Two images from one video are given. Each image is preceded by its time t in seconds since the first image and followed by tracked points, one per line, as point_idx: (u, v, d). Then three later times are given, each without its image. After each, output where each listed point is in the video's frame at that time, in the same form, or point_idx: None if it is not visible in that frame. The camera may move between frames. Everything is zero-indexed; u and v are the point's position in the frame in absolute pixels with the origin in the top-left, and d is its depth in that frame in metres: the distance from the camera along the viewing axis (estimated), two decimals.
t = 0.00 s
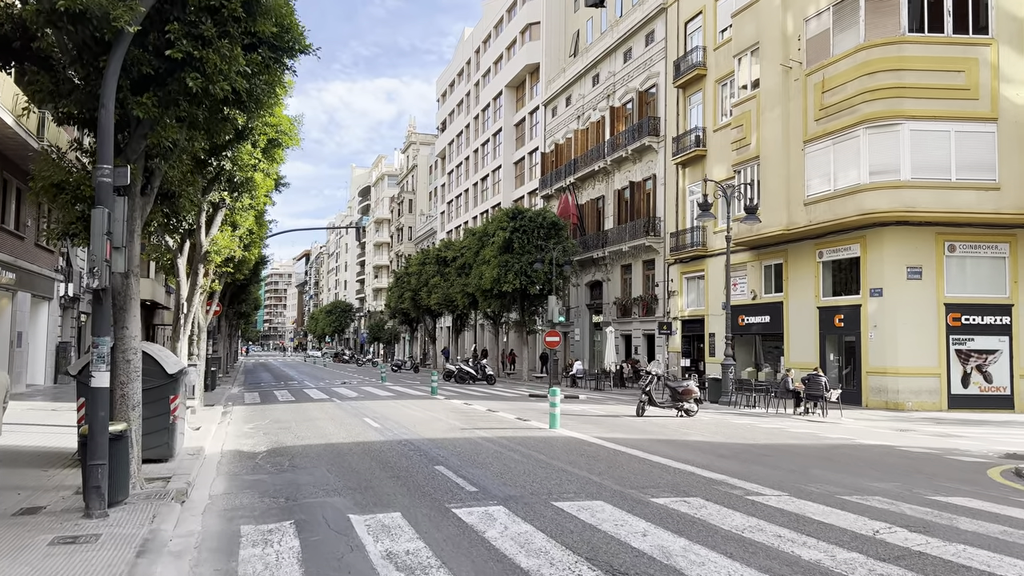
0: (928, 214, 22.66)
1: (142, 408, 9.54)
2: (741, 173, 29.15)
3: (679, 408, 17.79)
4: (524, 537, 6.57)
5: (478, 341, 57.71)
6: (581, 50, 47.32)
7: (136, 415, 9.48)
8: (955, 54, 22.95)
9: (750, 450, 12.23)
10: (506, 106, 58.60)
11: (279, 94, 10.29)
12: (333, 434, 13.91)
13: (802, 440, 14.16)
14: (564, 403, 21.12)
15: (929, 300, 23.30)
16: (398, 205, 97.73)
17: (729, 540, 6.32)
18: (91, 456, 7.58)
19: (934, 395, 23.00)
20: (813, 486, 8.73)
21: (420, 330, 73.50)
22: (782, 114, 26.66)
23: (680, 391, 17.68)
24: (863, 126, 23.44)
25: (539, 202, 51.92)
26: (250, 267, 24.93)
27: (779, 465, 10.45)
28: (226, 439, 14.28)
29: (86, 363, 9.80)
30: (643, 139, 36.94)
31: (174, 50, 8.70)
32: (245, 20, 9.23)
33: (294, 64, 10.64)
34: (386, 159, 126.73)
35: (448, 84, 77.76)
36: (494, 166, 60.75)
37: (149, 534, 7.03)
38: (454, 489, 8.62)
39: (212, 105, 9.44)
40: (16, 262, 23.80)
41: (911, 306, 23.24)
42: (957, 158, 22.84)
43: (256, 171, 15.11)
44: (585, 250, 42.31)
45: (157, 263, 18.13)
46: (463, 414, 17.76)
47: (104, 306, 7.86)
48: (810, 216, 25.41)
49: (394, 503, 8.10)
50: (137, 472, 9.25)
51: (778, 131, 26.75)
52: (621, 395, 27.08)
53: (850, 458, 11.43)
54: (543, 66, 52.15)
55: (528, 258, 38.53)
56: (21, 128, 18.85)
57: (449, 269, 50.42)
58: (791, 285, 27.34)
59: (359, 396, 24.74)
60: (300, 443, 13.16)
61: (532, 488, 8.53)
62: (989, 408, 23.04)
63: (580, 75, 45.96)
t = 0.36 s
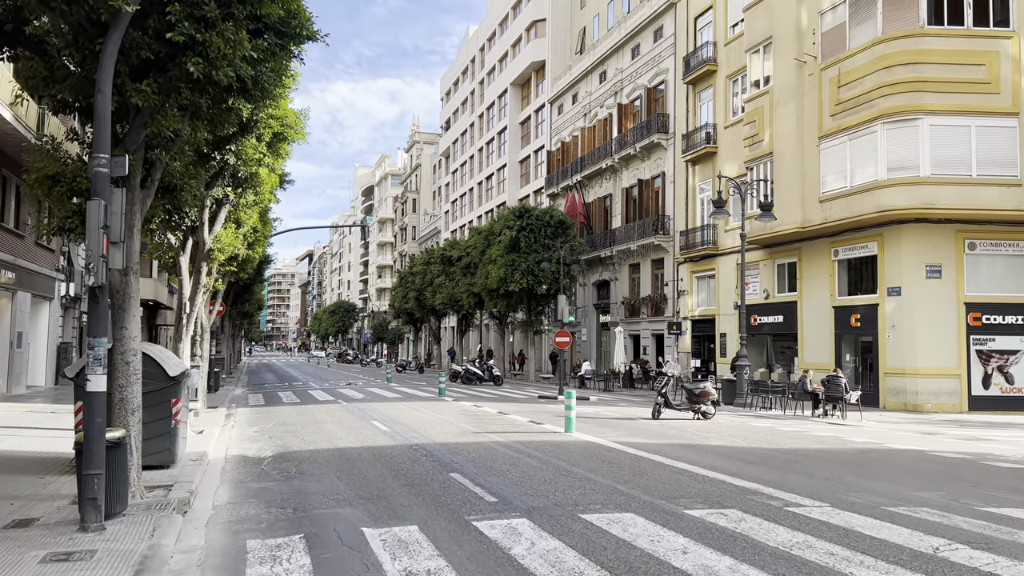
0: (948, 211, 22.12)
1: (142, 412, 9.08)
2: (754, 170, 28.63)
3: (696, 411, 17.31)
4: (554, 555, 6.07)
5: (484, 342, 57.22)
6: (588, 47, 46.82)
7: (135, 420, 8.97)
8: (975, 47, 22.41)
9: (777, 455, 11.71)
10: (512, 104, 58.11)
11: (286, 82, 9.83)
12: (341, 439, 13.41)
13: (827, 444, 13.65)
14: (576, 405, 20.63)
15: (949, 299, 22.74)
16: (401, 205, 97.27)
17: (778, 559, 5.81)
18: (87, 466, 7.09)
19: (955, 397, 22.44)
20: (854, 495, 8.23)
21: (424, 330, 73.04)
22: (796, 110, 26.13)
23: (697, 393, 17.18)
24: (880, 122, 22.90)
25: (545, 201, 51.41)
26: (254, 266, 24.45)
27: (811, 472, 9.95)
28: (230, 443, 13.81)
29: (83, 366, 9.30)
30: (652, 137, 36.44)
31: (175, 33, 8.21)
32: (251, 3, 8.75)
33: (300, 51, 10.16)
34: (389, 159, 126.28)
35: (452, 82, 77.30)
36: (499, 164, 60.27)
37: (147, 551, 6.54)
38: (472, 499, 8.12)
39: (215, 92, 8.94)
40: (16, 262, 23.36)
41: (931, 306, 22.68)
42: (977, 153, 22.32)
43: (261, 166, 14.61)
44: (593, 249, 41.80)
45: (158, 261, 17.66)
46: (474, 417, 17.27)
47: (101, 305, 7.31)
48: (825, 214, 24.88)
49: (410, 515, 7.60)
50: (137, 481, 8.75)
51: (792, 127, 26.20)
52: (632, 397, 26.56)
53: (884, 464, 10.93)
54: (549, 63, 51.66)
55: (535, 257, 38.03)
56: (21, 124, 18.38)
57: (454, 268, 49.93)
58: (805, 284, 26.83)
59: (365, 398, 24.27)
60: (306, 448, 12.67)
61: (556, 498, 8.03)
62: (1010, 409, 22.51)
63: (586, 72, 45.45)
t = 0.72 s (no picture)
0: (970, 207, 21.51)
1: (140, 417, 8.53)
2: (768, 167, 28.04)
3: (716, 413, 16.74)
4: None
5: (489, 342, 56.71)
6: (595, 43, 46.23)
7: (132, 427, 8.41)
8: (999, 39, 21.81)
9: (809, 462, 11.14)
10: (518, 102, 57.53)
11: (292, 68, 9.29)
12: (349, 443, 12.87)
13: (856, 448, 13.07)
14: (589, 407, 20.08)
15: (972, 299, 22.13)
16: (405, 204, 96.75)
17: None
18: (79, 476, 6.54)
19: (978, 399, 21.81)
20: (904, 507, 7.68)
21: (429, 331, 72.52)
22: (811, 105, 25.54)
23: (717, 395, 16.60)
24: (900, 116, 22.29)
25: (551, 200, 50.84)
26: (257, 265, 23.91)
27: (850, 481, 9.38)
28: (234, 448, 13.28)
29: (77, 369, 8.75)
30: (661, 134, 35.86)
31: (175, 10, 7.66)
32: None
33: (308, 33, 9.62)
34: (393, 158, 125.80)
35: (457, 81, 76.73)
36: (505, 163, 59.72)
37: (144, 571, 5.98)
38: (494, 512, 7.55)
39: (216, 74, 8.39)
40: (15, 260, 22.84)
41: (953, 305, 22.05)
42: (999, 149, 21.75)
43: (265, 160, 14.06)
44: (600, 247, 41.22)
45: (159, 258, 17.13)
46: (485, 419, 16.72)
47: (93, 302, 6.74)
48: (842, 211, 24.29)
49: (428, 530, 7.04)
50: (133, 491, 8.19)
51: (808, 122, 25.59)
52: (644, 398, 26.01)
53: (923, 471, 10.36)
54: (555, 60, 51.10)
55: (543, 256, 37.46)
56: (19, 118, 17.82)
57: (460, 267, 49.39)
58: (821, 283, 26.27)
59: (372, 399, 23.77)
60: (313, 454, 12.14)
61: (585, 511, 7.47)
62: None
63: (593, 68, 44.86)
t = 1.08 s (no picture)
0: (992, 202, 20.94)
1: (136, 419, 8.01)
2: (781, 162, 27.49)
3: (734, 414, 16.20)
4: None
5: (495, 341, 56.18)
6: (602, 39, 45.68)
7: (128, 430, 7.90)
8: (1020, 30, 21.25)
9: (840, 466, 10.60)
10: (523, 99, 56.99)
11: (296, 49, 8.80)
12: (356, 446, 12.34)
13: (886, 451, 12.51)
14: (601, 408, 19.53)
15: (993, 296, 21.55)
16: (409, 204, 96.27)
17: None
18: (68, 485, 6.01)
19: (999, 399, 21.22)
20: (956, 517, 7.15)
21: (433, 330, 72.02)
22: (826, 98, 24.97)
23: (735, 395, 16.06)
24: (919, 108, 21.71)
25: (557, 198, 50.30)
26: (260, 263, 23.37)
27: (890, 488, 8.84)
28: (236, 451, 12.76)
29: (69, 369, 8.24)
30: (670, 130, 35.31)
31: None
32: None
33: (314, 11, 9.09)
34: (396, 157, 125.30)
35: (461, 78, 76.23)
36: (510, 161, 59.20)
37: None
38: (515, 522, 7.02)
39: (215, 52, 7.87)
40: (14, 258, 22.35)
41: (974, 302, 21.47)
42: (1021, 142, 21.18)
43: (269, 152, 13.55)
44: (607, 245, 40.67)
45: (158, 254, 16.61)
46: (496, 421, 16.19)
47: (83, 296, 6.16)
48: (858, 207, 23.72)
49: (446, 542, 6.51)
50: (127, 499, 7.67)
51: (823, 116, 25.01)
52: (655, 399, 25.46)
53: (963, 476, 9.81)
54: (561, 56, 50.56)
55: (550, 254, 36.91)
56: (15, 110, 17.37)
57: (465, 266, 48.86)
58: (835, 281, 25.71)
59: (378, 399, 23.25)
60: (319, 457, 11.61)
61: (614, 521, 6.93)
62: None
63: (600, 64, 44.29)
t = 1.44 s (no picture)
0: (1015, 197, 20.34)
1: (128, 425, 7.46)
2: (794, 158, 26.90)
3: (753, 416, 15.62)
4: None
5: (499, 341, 55.62)
6: (608, 35, 45.09)
7: (120, 435, 7.35)
8: None
9: (875, 472, 10.02)
10: (527, 96, 56.40)
11: (300, 28, 8.25)
12: (362, 451, 11.77)
13: (918, 455, 11.92)
14: (613, 410, 18.98)
15: (1014, 294, 20.96)
16: (412, 203, 95.72)
17: None
18: (50, 498, 5.46)
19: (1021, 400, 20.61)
20: (1018, 531, 6.58)
21: (437, 330, 71.43)
22: (841, 92, 24.37)
23: (755, 397, 15.50)
24: (940, 101, 21.11)
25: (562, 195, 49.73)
26: (263, 260, 22.86)
27: (935, 496, 8.27)
28: (237, 456, 12.21)
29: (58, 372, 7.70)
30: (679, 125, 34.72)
31: None
32: None
33: None
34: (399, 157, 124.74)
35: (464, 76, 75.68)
36: (514, 159, 58.63)
37: None
38: (540, 537, 6.46)
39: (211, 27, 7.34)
40: (10, 255, 21.80)
41: (995, 300, 20.88)
42: None
43: (271, 143, 12.97)
44: (614, 244, 40.08)
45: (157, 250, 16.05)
46: (507, 423, 15.61)
47: (66, 291, 5.59)
48: (875, 203, 23.13)
49: (466, 559, 5.94)
50: (118, 510, 7.11)
51: (838, 110, 24.42)
52: (667, 400, 24.90)
53: (1009, 484, 9.22)
54: (566, 53, 49.99)
55: (556, 252, 36.34)
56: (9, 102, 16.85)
57: (469, 265, 48.28)
58: (850, 279, 25.11)
59: (383, 400, 22.68)
60: (324, 462, 11.05)
61: (648, 537, 6.36)
62: None
63: (606, 60, 43.68)
